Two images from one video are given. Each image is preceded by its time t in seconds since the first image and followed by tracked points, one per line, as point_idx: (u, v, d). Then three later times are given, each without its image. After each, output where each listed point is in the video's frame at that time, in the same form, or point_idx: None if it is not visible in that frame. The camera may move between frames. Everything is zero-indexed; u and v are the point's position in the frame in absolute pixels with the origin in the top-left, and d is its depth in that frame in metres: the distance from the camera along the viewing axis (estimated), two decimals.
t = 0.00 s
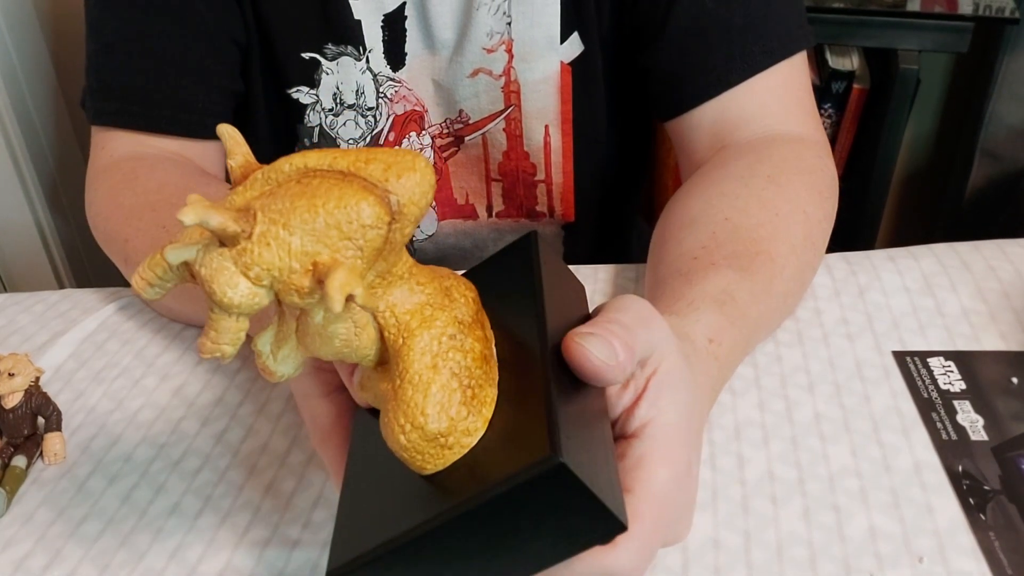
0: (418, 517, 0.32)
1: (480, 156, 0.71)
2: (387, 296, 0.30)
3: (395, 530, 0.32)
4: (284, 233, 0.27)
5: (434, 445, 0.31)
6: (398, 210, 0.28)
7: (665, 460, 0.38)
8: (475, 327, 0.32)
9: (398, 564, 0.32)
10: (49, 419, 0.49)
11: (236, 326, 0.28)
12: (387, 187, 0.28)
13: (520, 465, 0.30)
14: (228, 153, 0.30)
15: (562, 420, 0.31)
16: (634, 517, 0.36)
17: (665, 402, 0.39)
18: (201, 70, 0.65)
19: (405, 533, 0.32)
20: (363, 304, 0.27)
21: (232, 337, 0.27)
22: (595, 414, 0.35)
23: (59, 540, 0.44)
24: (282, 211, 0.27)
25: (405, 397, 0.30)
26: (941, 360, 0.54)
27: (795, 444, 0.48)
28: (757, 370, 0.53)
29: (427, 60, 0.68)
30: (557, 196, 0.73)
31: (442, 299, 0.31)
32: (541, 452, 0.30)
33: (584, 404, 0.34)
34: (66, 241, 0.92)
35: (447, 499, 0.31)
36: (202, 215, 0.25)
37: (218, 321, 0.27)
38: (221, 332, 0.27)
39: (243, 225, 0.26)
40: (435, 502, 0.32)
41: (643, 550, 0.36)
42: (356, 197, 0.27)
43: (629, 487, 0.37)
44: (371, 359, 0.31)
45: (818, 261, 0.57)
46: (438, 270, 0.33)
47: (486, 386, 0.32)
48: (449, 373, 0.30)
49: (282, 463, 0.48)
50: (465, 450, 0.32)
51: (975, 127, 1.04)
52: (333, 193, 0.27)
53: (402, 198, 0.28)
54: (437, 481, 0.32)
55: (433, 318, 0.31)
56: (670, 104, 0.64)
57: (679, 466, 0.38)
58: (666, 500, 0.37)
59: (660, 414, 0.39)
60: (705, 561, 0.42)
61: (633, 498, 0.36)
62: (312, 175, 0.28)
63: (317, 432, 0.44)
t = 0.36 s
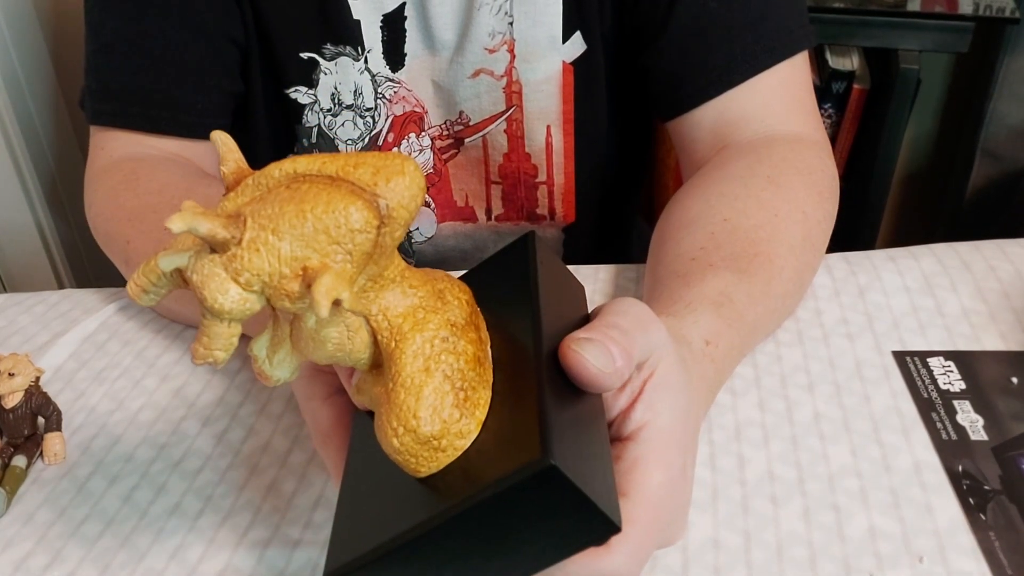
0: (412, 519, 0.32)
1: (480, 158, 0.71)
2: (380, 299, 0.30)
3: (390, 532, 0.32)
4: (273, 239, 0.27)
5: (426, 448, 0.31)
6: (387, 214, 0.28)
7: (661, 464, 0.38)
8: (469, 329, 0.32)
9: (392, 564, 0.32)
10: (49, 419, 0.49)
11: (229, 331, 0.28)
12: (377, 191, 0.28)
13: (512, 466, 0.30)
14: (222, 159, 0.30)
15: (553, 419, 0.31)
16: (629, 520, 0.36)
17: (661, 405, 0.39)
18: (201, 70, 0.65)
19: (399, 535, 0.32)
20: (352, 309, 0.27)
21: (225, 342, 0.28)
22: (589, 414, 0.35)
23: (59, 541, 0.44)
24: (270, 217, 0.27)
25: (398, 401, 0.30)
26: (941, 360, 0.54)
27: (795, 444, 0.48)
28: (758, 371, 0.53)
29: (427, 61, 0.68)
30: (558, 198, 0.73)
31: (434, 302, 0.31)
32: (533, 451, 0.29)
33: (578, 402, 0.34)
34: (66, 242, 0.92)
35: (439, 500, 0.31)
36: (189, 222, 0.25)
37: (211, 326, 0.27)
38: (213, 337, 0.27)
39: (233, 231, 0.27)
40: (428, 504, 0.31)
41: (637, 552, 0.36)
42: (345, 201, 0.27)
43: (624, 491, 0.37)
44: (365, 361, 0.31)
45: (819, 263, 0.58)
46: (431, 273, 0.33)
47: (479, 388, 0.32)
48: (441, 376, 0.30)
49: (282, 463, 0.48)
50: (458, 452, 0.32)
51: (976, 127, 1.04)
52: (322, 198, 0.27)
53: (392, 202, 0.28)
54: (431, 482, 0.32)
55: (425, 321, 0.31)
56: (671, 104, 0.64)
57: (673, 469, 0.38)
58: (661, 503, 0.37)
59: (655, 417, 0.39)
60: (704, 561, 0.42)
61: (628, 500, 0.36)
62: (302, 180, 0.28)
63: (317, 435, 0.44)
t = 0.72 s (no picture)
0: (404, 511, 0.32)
1: (479, 159, 0.71)
2: (374, 292, 0.29)
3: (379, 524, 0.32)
4: (268, 227, 0.26)
5: (417, 441, 0.31)
6: (382, 207, 0.28)
7: (653, 466, 0.38)
8: (461, 325, 0.32)
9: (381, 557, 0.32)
10: (49, 419, 0.49)
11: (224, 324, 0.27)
12: (374, 186, 0.28)
13: (501, 459, 0.30)
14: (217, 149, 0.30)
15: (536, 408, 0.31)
16: (616, 516, 0.36)
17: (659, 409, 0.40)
18: (201, 69, 0.65)
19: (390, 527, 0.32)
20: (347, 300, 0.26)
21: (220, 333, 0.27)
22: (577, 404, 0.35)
23: (59, 540, 0.44)
24: (268, 208, 0.26)
25: (390, 394, 0.30)
26: (940, 360, 0.54)
27: (795, 444, 0.48)
28: (758, 371, 0.53)
29: (427, 59, 0.68)
30: (558, 199, 0.73)
31: (428, 297, 0.31)
32: (522, 446, 0.30)
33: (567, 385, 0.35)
34: (66, 242, 0.92)
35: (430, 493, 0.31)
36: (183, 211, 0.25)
37: (204, 314, 0.26)
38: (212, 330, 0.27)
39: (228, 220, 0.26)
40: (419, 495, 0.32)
41: (621, 553, 0.36)
42: (341, 193, 0.27)
43: (614, 488, 0.37)
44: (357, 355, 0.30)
45: (818, 264, 0.57)
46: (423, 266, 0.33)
47: (471, 383, 0.32)
48: (433, 369, 0.30)
49: (282, 462, 0.48)
50: (449, 446, 0.31)
51: (975, 127, 1.04)
52: (316, 190, 0.27)
53: (386, 195, 0.28)
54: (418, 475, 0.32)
55: (419, 316, 0.30)
56: (670, 104, 0.64)
57: (667, 471, 0.38)
58: (651, 504, 0.37)
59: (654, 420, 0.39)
60: (705, 561, 0.42)
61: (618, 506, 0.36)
62: (299, 170, 0.28)
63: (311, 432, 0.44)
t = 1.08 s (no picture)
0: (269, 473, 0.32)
1: (490, 155, 0.71)
2: (233, 256, 0.31)
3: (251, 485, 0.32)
4: (110, 192, 0.28)
5: (278, 406, 0.31)
6: (231, 172, 0.29)
7: (648, 484, 0.37)
8: (333, 290, 0.33)
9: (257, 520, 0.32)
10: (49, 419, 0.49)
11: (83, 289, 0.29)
12: (226, 152, 0.29)
13: (355, 412, 0.30)
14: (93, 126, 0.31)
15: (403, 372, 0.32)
16: (605, 535, 0.35)
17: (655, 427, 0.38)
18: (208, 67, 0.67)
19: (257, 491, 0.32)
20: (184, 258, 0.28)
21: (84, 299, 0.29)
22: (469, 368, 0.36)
23: (59, 541, 0.44)
24: (117, 178, 0.28)
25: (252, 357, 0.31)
26: (941, 360, 0.54)
27: (795, 444, 0.48)
28: (758, 371, 0.53)
29: (445, 54, 0.68)
30: (567, 192, 0.74)
31: (293, 266, 0.32)
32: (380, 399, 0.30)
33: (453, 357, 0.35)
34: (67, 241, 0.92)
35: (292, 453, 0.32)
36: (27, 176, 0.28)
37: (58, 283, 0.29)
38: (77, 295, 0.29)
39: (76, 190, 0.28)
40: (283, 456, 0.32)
41: (614, 564, 0.36)
42: (184, 155, 0.28)
43: (604, 506, 0.36)
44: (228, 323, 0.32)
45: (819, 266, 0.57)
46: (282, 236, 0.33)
47: (342, 351, 0.32)
48: (297, 333, 0.31)
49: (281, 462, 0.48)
50: (309, 410, 0.32)
51: (976, 127, 1.04)
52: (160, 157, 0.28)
53: (239, 159, 0.29)
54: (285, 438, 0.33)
55: (282, 280, 0.32)
56: (668, 102, 0.65)
57: (662, 486, 0.37)
58: (644, 519, 0.36)
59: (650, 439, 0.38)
60: (705, 561, 0.42)
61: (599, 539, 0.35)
62: (152, 139, 0.29)
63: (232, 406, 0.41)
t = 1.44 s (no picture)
0: (545, 467, 0.28)
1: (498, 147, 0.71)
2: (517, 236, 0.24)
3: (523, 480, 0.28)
4: (409, 186, 0.23)
5: (577, 384, 0.26)
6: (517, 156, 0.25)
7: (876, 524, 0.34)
8: (598, 265, 0.26)
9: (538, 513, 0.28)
10: (48, 420, 0.49)
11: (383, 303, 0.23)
12: (503, 136, 0.25)
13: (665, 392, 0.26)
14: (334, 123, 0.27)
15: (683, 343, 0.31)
16: None
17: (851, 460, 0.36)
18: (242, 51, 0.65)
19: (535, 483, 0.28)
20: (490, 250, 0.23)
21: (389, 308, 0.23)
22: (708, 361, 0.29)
23: (59, 543, 0.44)
24: (410, 167, 0.23)
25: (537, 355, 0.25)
26: (942, 361, 0.54)
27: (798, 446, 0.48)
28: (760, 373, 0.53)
29: (457, 43, 0.68)
30: (575, 184, 0.74)
31: (560, 236, 0.26)
32: (696, 375, 0.25)
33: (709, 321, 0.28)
34: (65, 241, 0.92)
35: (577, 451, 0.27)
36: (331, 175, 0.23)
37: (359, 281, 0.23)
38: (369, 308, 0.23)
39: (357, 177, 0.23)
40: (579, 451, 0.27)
41: None
42: (478, 146, 0.24)
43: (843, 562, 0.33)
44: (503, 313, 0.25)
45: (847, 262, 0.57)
46: (536, 178, 0.28)
47: (620, 320, 0.27)
48: (586, 313, 0.25)
49: (283, 464, 0.48)
50: (605, 389, 0.27)
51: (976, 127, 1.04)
52: (450, 144, 0.24)
53: (519, 143, 0.25)
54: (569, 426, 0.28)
55: (560, 259, 0.25)
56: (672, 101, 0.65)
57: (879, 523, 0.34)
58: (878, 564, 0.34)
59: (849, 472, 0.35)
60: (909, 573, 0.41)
61: None
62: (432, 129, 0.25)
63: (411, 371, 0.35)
